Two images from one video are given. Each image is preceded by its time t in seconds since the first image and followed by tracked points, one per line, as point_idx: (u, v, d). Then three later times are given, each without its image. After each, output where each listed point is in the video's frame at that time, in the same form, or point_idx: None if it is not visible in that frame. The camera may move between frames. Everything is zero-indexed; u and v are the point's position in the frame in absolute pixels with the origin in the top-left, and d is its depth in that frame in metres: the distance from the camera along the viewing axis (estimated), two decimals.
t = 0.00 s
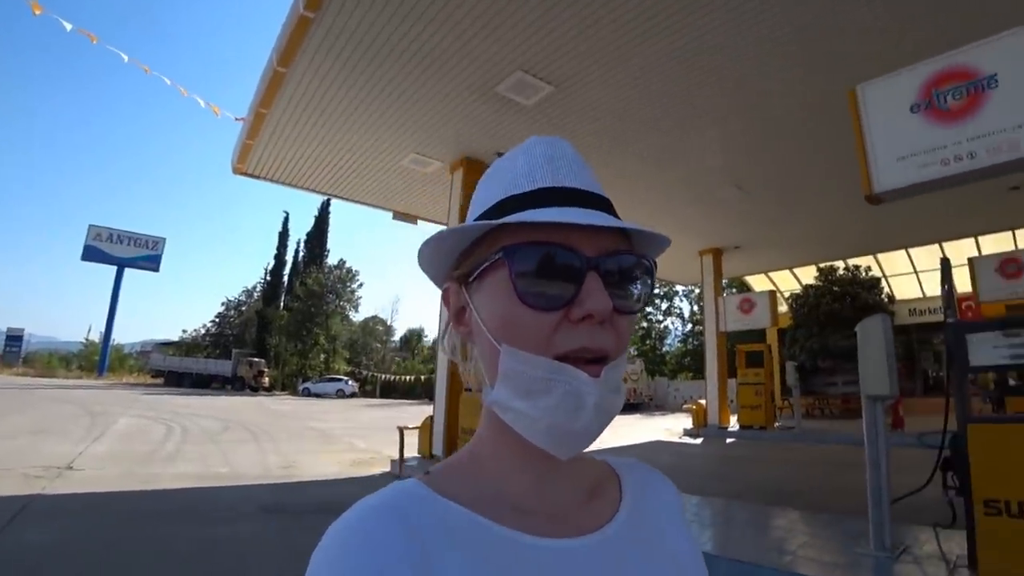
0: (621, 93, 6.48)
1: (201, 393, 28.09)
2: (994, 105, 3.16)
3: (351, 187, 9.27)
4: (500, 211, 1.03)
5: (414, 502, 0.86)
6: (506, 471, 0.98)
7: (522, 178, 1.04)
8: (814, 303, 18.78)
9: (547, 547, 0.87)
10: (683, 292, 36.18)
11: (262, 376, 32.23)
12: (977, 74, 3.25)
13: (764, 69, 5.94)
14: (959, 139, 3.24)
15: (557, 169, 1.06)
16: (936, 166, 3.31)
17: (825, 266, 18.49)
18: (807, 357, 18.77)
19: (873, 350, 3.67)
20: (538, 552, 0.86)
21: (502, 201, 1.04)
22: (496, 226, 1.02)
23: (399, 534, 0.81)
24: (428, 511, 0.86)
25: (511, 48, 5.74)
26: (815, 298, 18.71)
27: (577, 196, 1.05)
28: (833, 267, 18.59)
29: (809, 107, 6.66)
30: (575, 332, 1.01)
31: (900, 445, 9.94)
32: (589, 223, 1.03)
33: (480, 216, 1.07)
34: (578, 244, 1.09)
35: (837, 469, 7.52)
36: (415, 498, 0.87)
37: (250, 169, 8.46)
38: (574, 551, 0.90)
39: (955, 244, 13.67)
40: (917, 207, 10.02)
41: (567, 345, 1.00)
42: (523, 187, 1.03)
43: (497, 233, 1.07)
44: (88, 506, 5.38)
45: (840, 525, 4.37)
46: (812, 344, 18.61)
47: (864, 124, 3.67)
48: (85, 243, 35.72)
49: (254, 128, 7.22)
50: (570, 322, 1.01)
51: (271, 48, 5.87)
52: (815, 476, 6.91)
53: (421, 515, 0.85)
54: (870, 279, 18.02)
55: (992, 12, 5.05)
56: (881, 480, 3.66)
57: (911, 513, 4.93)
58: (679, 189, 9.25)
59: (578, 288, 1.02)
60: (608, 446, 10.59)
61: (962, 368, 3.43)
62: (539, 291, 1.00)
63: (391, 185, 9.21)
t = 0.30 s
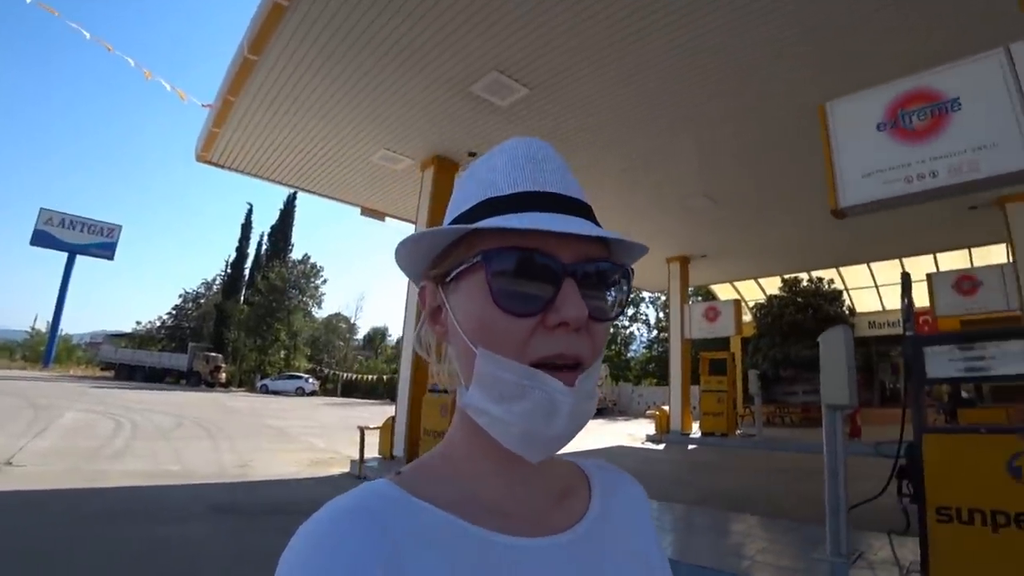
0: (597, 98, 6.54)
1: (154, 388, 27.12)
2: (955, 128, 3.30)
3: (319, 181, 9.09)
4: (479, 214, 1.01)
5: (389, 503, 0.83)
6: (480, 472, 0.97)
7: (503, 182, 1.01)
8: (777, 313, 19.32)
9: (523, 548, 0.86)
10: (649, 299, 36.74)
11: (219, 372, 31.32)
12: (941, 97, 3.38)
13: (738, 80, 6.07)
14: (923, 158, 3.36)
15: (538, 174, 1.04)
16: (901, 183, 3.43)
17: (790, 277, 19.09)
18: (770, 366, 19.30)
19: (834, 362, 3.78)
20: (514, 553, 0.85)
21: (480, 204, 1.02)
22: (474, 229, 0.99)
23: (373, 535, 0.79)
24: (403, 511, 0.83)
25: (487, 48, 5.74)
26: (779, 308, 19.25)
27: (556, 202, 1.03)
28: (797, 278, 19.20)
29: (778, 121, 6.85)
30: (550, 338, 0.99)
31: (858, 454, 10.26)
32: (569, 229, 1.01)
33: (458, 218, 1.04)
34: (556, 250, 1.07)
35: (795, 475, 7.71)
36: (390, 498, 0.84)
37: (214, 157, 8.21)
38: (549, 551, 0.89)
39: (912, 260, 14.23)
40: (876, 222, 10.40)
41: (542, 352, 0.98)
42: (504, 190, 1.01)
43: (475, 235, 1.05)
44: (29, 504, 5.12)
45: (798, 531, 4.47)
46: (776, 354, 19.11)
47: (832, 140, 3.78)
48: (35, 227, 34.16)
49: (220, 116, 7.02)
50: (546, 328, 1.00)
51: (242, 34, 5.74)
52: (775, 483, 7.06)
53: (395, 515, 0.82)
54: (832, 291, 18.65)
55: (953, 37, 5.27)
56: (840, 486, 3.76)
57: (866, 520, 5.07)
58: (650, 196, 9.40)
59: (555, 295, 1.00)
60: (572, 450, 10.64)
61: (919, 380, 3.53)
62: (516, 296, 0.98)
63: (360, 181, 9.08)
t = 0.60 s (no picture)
0: (576, 100, 6.57)
1: (122, 392, 26.41)
2: (927, 133, 3.37)
3: (294, 181, 8.95)
4: (450, 213, 0.99)
5: (357, 503, 0.81)
6: (452, 473, 0.95)
7: (475, 181, 1.00)
8: (754, 315, 19.64)
9: (495, 548, 0.85)
10: (626, 301, 37.02)
11: (190, 375, 30.67)
12: (914, 102, 3.44)
13: (715, 83, 6.15)
14: (896, 163, 3.43)
15: (511, 173, 1.02)
16: (874, 187, 3.50)
17: (766, 280, 19.46)
18: (746, 368, 19.52)
19: (810, 363, 3.83)
20: (486, 553, 0.83)
21: (451, 203, 1.00)
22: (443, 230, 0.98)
23: (340, 536, 0.77)
24: (371, 511, 0.81)
25: (466, 48, 5.72)
26: (755, 311, 19.57)
27: (530, 201, 1.01)
28: (774, 281, 19.58)
29: (753, 125, 6.96)
30: (522, 341, 0.98)
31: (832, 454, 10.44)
32: (541, 231, 1.00)
33: (430, 217, 1.02)
34: (528, 250, 1.05)
35: (771, 476, 7.81)
36: (359, 499, 0.82)
37: (186, 156, 8.03)
38: (520, 550, 0.88)
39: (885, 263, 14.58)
40: (849, 225, 10.63)
41: (513, 355, 0.97)
42: (475, 190, 0.99)
43: (445, 235, 1.03)
44: None
45: (774, 532, 4.52)
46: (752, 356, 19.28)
47: (808, 145, 3.87)
48: None
49: (193, 114, 6.88)
50: (516, 330, 0.98)
51: (216, 30, 5.63)
52: (752, 484, 7.14)
53: (365, 516, 0.80)
54: (807, 294, 19.04)
55: (923, 44, 5.41)
56: (815, 485, 3.82)
57: (841, 519, 5.15)
58: (629, 199, 9.47)
59: (526, 297, 0.99)
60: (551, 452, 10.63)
61: (893, 381, 3.58)
62: (487, 298, 0.97)
63: (336, 181, 8.97)
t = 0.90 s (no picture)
0: (562, 105, 6.59)
1: (101, 399, 25.89)
2: (910, 137, 3.43)
3: (278, 185, 8.87)
4: (443, 222, 0.99)
5: (353, 510, 0.80)
6: (447, 479, 0.94)
7: (468, 188, 0.99)
8: (739, 319, 19.81)
9: (493, 554, 0.84)
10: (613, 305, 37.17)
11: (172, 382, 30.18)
12: (897, 107, 3.50)
13: (699, 88, 6.21)
14: (880, 167, 3.49)
15: (504, 180, 1.01)
16: (858, 192, 3.56)
17: (751, 283, 19.65)
18: (732, 371, 19.66)
19: (796, 365, 3.87)
20: (483, 559, 0.82)
21: (444, 212, 0.99)
22: (436, 240, 0.97)
23: (336, 543, 0.75)
24: (368, 518, 0.80)
25: (452, 52, 5.73)
26: (741, 314, 19.73)
27: (523, 208, 1.00)
28: (759, 285, 19.77)
29: (738, 130, 7.04)
30: (516, 350, 0.97)
31: (817, 456, 10.54)
32: (534, 237, 0.99)
33: (423, 226, 1.02)
34: (521, 257, 1.05)
35: (757, 478, 7.86)
36: (356, 504, 0.81)
37: (168, 160, 7.93)
38: (517, 556, 0.87)
39: (868, 266, 14.80)
40: (832, 228, 10.77)
41: (507, 363, 0.97)
42: (467, 198, 0.98)
43: (438, 245, 1.02)
44: None
45: (762, 534, 4.54)
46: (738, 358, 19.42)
47: (792, 150, 3.92)
48: None
49: (175, 117, 6.80)
50: (511, 339, 0.98)
51: (199, 33, 5.59)
52: (740, 486, 7.19)
53: (361, 523, 0.79)
54: (791, 297, 19.26)
55: (904, 50, 5.51)
56: (802, 486, 3.84)
57: (828, 520, 5.20)
58: (616, 203, 9.53)
59: (520, 304, 0.99)
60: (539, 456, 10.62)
61: (878, 382, 3.65)
62: (480, 307, 0.96)
63: (322, 185, 8.91)
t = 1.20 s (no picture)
0: (554, 104, 6.60)
1: (84, 398, 25.53)
2: (900, 141, 3.47)
3: (266, 182, 8.81)
4: (432, 227, 0.98)
5: (347, 513, 0.79)
6: (440, 483, 0.93)
7: (455, 194, 0.98)
8: (728, 319, 19.93)
9: (486, 559, 0.83)
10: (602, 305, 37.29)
11: (156, 381, 29.88)
12: (887, 110, 3.54)
13: (690, 89, 6.24)
14: (868, 169, 3.54)
15: (492, 184, 1.00)
16: (847, 193, 3.60)
17: (740, 284, 19.79)
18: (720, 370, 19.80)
19: (785, 365, 3.90)
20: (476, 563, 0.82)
21: (433, 217, 0.99)
22: (425, 245, 0.97)
23: (330, 546, 0.75)
24: (363, 522, 0.79)
25: (443, 51, 5.72)
26: (729, 314, 19.86)
27: (514, 212, 0.99)
28: (747, 285, 19.92)
29: (729, 130, 7.09)
30: (505, 356, 0.97)
31: (805, 455, 10.65)
32: (524, 243, 0.98)
33: (413, 232, 1.01)
34: (511, 262, 1.04)
35: (746, 478, 7.92)
36: (350, 510, 0.80)
37: (154, 156, 7.85)
38: (510, 560, 0.86)
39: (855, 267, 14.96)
40: (820, 230, 10.89)
41: (496, 370, 0.96)
42: (454, 203, 0.97)
43: (428, 250, 1.01)
44: None
45: (751, 533, 4.58)
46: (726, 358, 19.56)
47: (783, 151, 3.95)
48: None
49: (161, 113, 6.72)
50: (499, 345, 0.97)
51: (187, 28, 5.53)
52: (729, 485, 7.25)
53: (356, 528, 0.78)
54: (779, 297, 19.42)
55: (894, 53, 5.56)
56: (791, 486, 3.88)
57: (817, 519, 5.25)
58: (607, 203, 9.55)
59: (509, 310, 0.98)
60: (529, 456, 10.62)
61: (866, 382, 3.69)
62: (468, 314, 0.96)
63: (310, 183, 8.86)
